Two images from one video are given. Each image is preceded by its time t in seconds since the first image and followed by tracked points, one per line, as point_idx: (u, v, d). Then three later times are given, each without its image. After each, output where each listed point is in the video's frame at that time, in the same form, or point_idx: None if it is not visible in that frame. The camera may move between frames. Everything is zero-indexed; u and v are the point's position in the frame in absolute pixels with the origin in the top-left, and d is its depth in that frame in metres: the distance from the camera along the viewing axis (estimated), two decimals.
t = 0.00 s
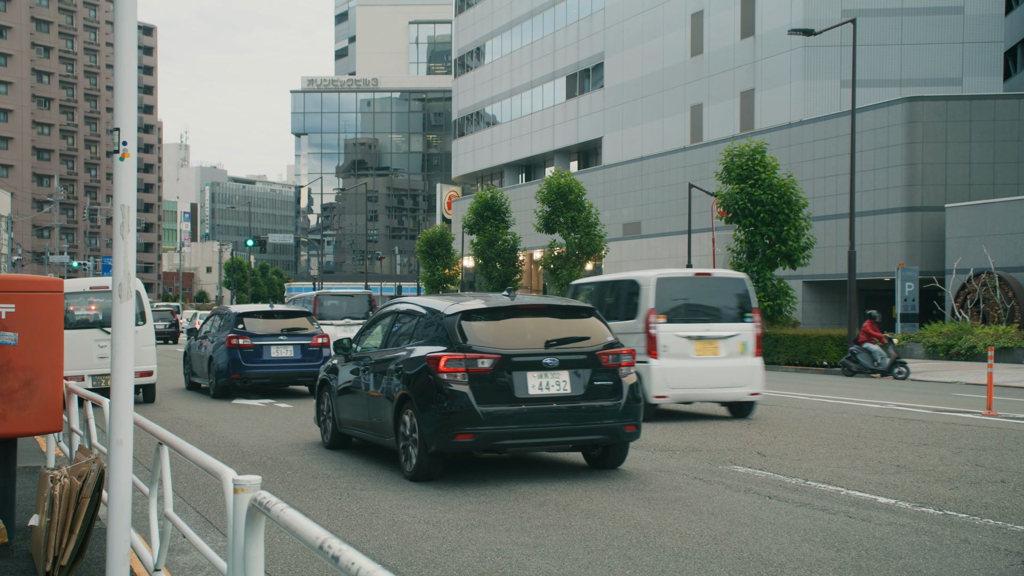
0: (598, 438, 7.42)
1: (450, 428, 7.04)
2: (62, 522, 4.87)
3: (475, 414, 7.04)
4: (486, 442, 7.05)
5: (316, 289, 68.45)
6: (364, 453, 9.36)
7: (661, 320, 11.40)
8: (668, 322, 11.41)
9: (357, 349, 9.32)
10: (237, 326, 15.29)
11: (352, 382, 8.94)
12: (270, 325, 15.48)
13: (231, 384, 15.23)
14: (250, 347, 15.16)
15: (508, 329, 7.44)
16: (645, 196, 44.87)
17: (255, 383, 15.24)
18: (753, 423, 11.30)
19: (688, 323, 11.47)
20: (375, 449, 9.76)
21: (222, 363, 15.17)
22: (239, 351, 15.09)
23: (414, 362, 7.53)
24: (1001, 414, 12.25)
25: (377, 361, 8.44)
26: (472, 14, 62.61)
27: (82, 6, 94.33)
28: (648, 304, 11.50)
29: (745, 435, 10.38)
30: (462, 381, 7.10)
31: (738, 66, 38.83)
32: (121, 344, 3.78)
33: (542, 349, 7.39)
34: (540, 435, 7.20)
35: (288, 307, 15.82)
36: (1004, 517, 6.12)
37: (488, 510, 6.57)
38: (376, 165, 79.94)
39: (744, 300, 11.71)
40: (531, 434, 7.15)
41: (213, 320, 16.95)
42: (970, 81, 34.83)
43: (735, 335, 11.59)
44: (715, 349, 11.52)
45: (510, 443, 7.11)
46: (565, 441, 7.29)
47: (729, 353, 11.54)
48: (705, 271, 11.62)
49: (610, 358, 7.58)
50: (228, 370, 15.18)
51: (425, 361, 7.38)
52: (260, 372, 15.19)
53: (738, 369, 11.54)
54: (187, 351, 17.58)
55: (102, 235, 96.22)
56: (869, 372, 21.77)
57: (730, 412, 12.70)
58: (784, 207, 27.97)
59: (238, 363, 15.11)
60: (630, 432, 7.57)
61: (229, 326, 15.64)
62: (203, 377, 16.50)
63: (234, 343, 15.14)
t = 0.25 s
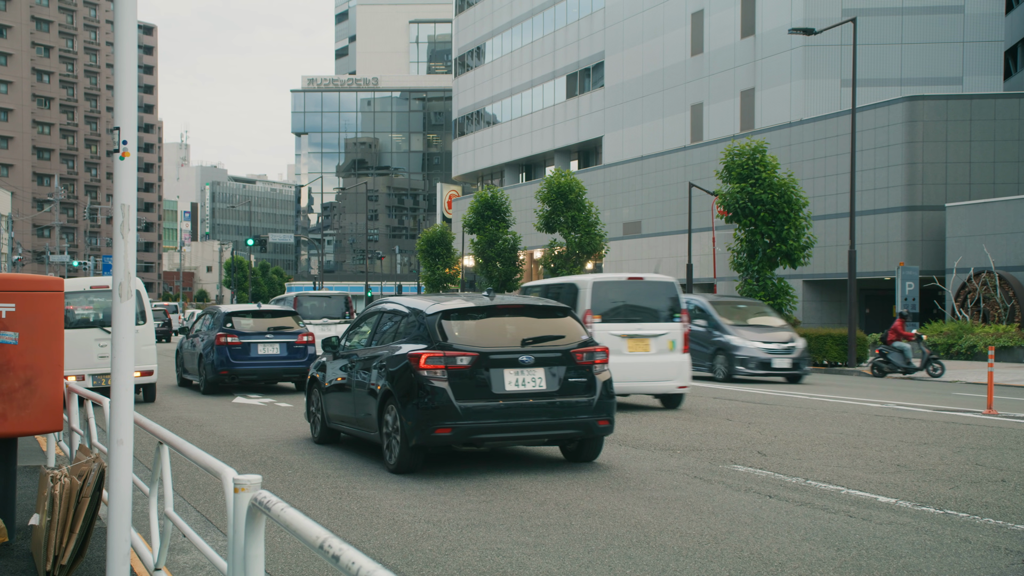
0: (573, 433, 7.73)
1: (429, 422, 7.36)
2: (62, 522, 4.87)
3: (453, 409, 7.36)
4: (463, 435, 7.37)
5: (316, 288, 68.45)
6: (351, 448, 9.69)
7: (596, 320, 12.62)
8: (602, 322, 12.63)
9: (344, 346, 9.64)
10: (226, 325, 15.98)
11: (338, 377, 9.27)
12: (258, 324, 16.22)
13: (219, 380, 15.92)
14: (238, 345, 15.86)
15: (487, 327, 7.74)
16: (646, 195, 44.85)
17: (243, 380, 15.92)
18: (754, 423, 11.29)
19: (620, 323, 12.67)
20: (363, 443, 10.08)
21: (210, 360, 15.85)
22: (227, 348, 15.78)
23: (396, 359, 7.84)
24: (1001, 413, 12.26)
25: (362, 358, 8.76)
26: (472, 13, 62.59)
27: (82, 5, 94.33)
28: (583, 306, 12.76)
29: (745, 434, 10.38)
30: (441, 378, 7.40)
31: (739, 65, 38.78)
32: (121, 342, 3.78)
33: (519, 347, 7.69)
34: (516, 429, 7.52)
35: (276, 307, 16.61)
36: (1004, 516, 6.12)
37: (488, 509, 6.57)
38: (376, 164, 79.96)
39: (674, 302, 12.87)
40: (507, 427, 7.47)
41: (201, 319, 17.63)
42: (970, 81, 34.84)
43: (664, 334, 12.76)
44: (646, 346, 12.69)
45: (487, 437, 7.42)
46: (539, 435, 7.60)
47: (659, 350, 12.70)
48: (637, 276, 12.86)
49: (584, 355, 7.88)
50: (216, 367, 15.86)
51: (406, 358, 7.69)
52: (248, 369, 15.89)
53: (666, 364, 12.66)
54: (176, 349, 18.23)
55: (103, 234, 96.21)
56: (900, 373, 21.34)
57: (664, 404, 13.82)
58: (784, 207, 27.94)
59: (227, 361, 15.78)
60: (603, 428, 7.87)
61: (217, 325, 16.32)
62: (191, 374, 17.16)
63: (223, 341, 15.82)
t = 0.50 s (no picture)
0: (546, 427, 8.08)
1: (409, 417, 7.73)
2: (62, 522, 4.86)
3: (431, 404, 7.72)
4: (441, 429, 7.72)
5: (317, 288, 68.42)
6: (338, 443, 10.04)
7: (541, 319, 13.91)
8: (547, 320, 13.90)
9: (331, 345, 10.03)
10: (215, 324, 16.62)
11: (325, 375, 9.64)
12: (246, 323, 16.86)
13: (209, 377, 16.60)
14: (226, 343, 16.51)
15: (465, 326, 8.11)
16: (646, 195, 44.83)
17: (232, 376, 16.58)
18: (754, 422, 11.28)
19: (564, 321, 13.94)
20: (350, 439, 10.44)
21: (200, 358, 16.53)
22: (216, 347, 16.44)
23: (379, 357, 8.21)
24: (1001, 413, 12.26)
25: (347, 356, 9.13)
26: (472, 13, 62.56)
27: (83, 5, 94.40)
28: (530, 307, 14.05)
29: (746, 434, 10.36)
30: (420, 374, 7.77)
31: (739, 65, 38.72)
32: (121, 342, 3.78)
33: (494, 345, 8.05)
34: (491, 424, 7.87)
35: (263, 306, 17.21)
36: (1004, 516, 6.11)
37: (489, 509, 6.56)
38: (377, 164, 79.96)
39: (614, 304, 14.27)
40: (483, 422, 7.82)
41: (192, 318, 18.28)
42: (970, 80, 34.84)
43: (605, 332, 14.03)
44: (588, 342, 13.91)
45: (464, 431, 7.78)
46: (514, 429, 7.95)
47: (601, 345, 13.93)
48: (581, 279, 14.24)
49: (557, 353, 8.24)
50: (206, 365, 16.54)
51: (388, 356, 8.06)
52: (236, 366, 16.55)
53: (607, 359, 13.87)
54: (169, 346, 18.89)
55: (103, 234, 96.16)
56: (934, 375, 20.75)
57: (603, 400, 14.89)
58: (784, 206, 27.91)
59: (216, 359, 16.45)
60: (575, 422, 8.22)
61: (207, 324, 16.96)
62: (184, 370, 17.86)
63: (212, 340, 16.47)
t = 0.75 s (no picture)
0: (518, 422, 8.51)
1: (387, 412, 8.20)
2: (62, 522, 4.87)
3: (407, 400, 8.19)
4: (418, 424, 8.19)
5: (317, 288, 68.38)
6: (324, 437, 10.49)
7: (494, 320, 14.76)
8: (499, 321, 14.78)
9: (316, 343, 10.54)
10: (203, 324, 17.50)
11: (311, 372, 10.14)
12: (233, 322, 17.70)
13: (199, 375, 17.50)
14: (214, 342, 17.40)
15: (441, 326, 8.58)
16: (646, 194, 44.84)
17: (221, 374, 17.48)
18: (754, 422, 11.27)
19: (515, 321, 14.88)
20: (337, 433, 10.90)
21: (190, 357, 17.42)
22: (205, 346, 17.33)
23: (360, 355, 8.68)
24: (1001, 413, 12.24)
25: (331, 354, 9.60)
26: (472, 12, 62.55)
27: (82, 5, 94.40)
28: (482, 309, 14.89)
29: (746, 434, 10.34)
30: (398, 372, 8.24)
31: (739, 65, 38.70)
32: (120, 342, 3.78)
33: (468, 344, 8.50)
34: (465, 419, 8.33)
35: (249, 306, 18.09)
36: (1005, 515, 6.09)
37: (489, 509, 6.55)
38: (377, 164, 79.93)
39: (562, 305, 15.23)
40: (457, 417, 8.28)
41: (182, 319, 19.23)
42: (970, 79, 34.83)
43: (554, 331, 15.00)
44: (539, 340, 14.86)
45: (439, 425, 8.24)
46: (487, 423, 8.40)
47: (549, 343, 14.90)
48: (530, 283, 15.12)
49: (529, 351, 8.67)
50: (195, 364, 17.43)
51: (367, 353, 8.54)
52: (224, 364, 17.43)
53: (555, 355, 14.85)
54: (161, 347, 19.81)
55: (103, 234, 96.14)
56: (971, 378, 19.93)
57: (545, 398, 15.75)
58: (784, 206, 27.90)
59: (205, 357, 17.34)
60: (546, 417, 8.66)
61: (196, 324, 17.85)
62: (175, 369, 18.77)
63: (201, 339, 17.36)
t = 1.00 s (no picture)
0: (488, 415, 8.98)
1: (364, 406, 8.65)
2: (61, 522, 4.86)
3: (383, 395, 8.64)
4: (394, 417, 8.64)
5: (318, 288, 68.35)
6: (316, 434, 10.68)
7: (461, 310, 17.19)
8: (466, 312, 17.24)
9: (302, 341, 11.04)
10: (192, 324, 18.35)
11: (296, 369, 10.63)
12: (221, 323, 18.54)
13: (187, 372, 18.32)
14: (202, 341, 18.24)
15: (417, 325, 9.03)
16: (646, 194, 44.84)
17: (208, 371, 18.31)
18: (754, 422, 11.26)
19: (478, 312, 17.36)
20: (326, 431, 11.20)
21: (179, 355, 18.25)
22: (193, 345, 18.17)
23: (340, 353, 9.13)
24: (1001, 412, 12.24)
25: (314, 352, 10.08)
26: (471, 12, 62.56)
27: (82, 6, 94.42)
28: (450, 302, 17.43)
29: (746, 433, 10.34)
30: (374, 368, 8.68)
31: (739, 64, 38.69)
32: (120, 343, 3.77)
33: (442, 341, 8.95)
34: (438, 413, 8.79)
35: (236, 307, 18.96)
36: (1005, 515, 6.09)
37: (489, 509, 6.54)
38: (376, 164, 79.93)
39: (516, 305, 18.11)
40: (430, 411, 8.73)
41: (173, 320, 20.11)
42: (970, 79, 34.84)
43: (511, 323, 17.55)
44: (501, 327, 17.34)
45: (414, 418, 8.70)
46: (459, 417, 8.85)
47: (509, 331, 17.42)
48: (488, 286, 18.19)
49: (500, 348, 9.13)
50: (184, 361, 18.25)
51: (347, 351, 9.00)
52: (211, 362, 18.26)
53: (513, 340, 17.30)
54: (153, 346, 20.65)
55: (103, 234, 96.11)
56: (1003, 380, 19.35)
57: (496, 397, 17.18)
58: (784, 205, 27.88)
59: (193, 355, 18.17)
60: (515, 412, 9.13)
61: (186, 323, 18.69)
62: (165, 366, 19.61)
63: (189, 338, 18.21)
